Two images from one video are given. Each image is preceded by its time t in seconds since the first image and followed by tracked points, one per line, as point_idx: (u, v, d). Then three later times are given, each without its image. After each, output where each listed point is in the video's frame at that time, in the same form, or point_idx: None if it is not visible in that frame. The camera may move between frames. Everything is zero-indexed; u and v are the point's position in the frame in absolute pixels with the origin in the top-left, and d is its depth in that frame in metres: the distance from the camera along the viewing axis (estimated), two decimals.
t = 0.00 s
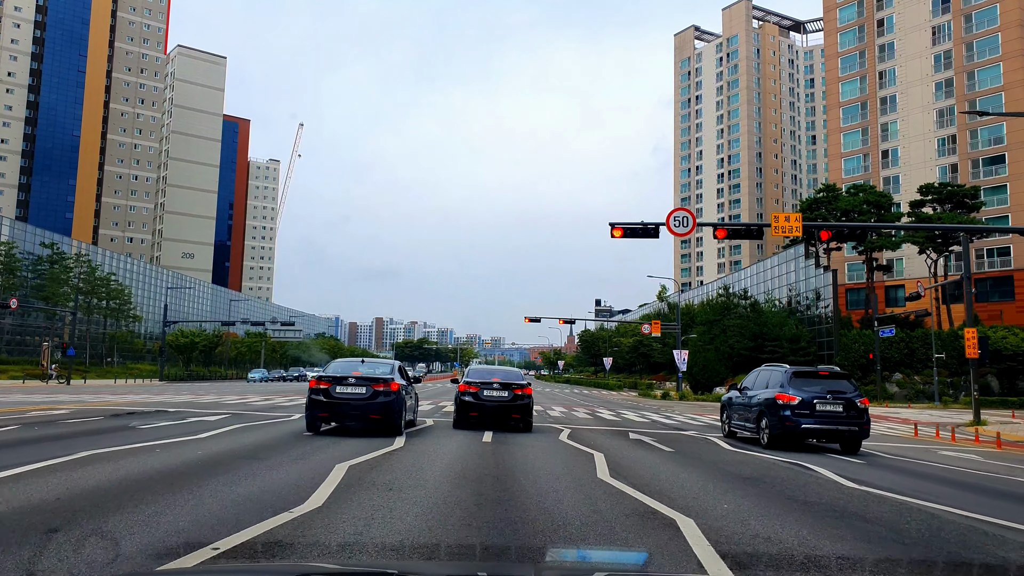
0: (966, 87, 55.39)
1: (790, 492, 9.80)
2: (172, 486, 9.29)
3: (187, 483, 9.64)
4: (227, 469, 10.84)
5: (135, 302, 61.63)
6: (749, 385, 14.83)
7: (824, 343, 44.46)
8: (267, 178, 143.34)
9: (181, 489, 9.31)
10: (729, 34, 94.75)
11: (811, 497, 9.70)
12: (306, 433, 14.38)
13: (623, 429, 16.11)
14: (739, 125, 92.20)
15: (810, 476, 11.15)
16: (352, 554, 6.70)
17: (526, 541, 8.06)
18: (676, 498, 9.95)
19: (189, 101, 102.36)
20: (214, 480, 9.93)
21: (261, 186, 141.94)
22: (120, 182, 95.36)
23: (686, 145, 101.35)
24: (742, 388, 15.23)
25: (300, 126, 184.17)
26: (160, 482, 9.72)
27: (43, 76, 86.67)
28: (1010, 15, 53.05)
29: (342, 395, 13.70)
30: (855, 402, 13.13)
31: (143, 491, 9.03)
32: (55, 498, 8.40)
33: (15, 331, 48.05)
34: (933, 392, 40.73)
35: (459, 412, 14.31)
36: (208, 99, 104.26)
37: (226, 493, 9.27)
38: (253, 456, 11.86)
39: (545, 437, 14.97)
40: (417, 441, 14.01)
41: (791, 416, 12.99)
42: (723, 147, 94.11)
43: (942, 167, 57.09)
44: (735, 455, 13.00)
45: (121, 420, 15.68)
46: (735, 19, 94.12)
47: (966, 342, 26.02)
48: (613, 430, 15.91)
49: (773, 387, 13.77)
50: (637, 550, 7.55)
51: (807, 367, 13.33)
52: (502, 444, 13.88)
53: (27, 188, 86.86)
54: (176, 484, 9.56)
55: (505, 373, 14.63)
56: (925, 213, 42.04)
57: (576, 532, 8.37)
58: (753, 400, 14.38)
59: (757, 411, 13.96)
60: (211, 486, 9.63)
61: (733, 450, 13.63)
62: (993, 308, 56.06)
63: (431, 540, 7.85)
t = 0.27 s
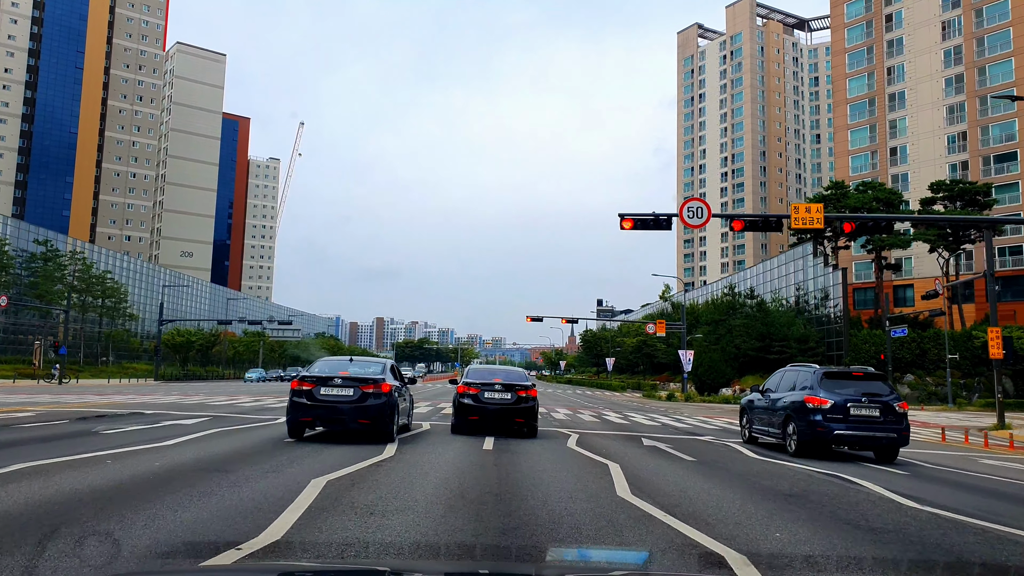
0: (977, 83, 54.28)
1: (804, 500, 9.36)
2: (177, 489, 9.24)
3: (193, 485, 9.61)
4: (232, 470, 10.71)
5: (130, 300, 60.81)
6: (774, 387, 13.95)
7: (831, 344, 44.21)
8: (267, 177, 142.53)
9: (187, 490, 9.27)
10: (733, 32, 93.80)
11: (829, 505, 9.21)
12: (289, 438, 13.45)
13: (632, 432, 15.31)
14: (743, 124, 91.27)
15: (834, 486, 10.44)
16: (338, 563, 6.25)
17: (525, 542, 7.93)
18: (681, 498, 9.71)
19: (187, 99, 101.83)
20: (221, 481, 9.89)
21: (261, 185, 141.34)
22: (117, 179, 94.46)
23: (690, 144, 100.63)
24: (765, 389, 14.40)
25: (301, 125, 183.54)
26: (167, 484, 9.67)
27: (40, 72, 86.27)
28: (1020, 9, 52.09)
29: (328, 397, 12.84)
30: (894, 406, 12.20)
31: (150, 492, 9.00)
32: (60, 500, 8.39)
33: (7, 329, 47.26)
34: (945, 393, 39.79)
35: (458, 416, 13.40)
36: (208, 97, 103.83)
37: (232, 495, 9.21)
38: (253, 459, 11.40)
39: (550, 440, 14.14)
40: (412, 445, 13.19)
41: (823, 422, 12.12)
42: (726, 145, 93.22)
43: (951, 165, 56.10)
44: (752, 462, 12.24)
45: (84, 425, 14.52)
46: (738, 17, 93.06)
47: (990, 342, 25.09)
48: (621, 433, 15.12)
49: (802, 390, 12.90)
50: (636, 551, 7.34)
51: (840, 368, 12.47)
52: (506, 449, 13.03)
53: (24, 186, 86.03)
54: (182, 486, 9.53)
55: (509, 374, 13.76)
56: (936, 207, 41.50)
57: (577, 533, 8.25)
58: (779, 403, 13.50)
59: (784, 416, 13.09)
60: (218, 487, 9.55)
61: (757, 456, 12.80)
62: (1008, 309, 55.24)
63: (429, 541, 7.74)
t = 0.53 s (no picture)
0: (988, 76, 53.57)
1: (843, 509, 8.53)
2: (183, 486, 8.85)
3: (200, 482, 9.21)
4: (237, 468, 10.21)
5: (126, 300, 59.90)
6: (804, 387, 13.10)
7: (840, 343, 43.42)
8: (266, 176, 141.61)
9: (194, 488, 8.89)
10: (736, 28, 92.79)
11: (867, 510, 8.47)
12: (267, 445, 12.12)
13: (644, 436, 14.35)
14: (747, 121, 90.29)
15: (875, 494, 9.54)
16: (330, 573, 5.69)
17: (537, 540, 7.45)
18: (700, 499, 9.16)
19: (185, 97, 101.04)
20: (228, 478, 9.48)
21: (261, 184, 140.52)
22: (114, 178, 92.96)
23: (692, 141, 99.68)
24: (791, 389, 13.51)
25: (301, 124, 183.26)
26: (173, 481, 9.28)
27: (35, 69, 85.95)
28: None
29: (309, 399, 11.43)
30: (942, 409, 11.32)
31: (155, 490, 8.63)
32: (62, 499, 8.03)
33: None
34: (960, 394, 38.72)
35: (457, 418, 12.49)
36: (205, 94, 102.99)
37: (240, 493, 8.82)
38: (249, 463, 10.62)
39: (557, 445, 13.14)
40: (408, 451, 12.18)
41: (861, 426, 11.24)
42: (730, 142, 92.28)
43: (963, 159, 55.31)
44: (780, 468, 11.32)
45: (35, 431, 13.16)
46: (741, 13, 92.11)
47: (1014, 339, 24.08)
48: (633, 437, 14.18)
49: (836, 390, 12.02)
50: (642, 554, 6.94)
51: (880, 367, 11.60)
52: (511, 455, 12.05)
53: (19, 185, 85.42)
54: (188, 483, 9.14)
55: (511, 374, 12.89)
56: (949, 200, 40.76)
57: (595, 532, 7.77)
58: (808, 406, 12.64)
59: (816, 419, 12.22)
60: (225, 484, 9.16)
61: (789, 463, 11.86)
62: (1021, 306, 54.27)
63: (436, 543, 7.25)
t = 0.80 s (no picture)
0: (997, 72, 52.95)
1: (872, 521, 7.84)
2: (183, 485, 8.50)
3: (200, 482, 8.87)
4: (234, 471, 9.79)
5: (121, 298, 59.15)
6: (835, 390, 12.36)
7: (848, 344, 42.67)
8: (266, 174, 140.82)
9: (193, 487, 8.56)
10: (739, 26, 91.95)
11: (903, 524, 7.79)
12: (241, 454, 11.02)
13: (656, 440, 13.50)
14: (750, 119, 89.46)
15: (912, 507, 8.78)
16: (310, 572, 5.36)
17: (542, 538, 7.20)
18: (711, 503, 8.81)
19: (184, 94, 100.28)
20: (229, 478, 9.15)
21: (260, 182, 139.77)
22: (112, 176, 92.01)
23: (695, 140, 98.92)
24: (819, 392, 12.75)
25: (301, 123, 182.23)
26: (173, 483, 8.93)
27: (33, 65, 84.97)
28: None
29: (291, 404, 10.33)
30: (992, 415, 10.53)
31: (155, 489, 8.30)
32: (53, 500, 7.61)
33: None
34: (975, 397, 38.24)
35: (455, 422, 11.75)
36: (204, 91, 102.28)
37: (242, 492, 8.48)
38: (235, 468, 9.90)
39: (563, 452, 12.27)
40: (401, 458, 11.29)
41: (903, 433, 10.46)
42: (733, 141, 91.42)
43: (972, 157, 54.48)
44: (805, 478, 10.52)
45: None
46: (745, 11, 91.36)
47: None
48: (643, 441, 13.35)
49: (872, 394, 11.26)
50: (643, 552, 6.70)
51: (924, 368, 10.88)
52: (514, 464, 11.15)
53: (17, 182, 85.23)
54: (188, 483, 8.80)
55: (514, 375, 12.17)
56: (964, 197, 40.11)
57: (601, 531, 7.53)
58: (841, 410, 11.87)
59: (851, 425, 11.46)
60: (225, 485, 8.82)
61: (824, 474, 11.05)
62: None
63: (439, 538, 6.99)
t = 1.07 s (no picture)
0: (1006, 66, 51.93)
1: (904, 534, 7.19)
2: (180, 490, 8.29)
3: (181, 493, 8.14)
4: (212, 483, 8.99)
5: (116, 299, 58.46)
6: (873, 390, 11.44)
7: (858, 342, 42.01)
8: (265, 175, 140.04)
9: (189, 492, 8.21)
10: (742, 23, 91.22)
11: (940, 537, 7.13)
12: (207, 466, 9.86)
13: (667, 445, 12.55)
14: (753, 117, 88.74)
15: (951, 519, 8.01)
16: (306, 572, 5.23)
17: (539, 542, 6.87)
18: (722, 505, 8.50)
19: (181, 94, 99.57)
20: (211, 489, 8.45)
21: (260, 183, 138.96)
22: (108, 176, 91.66)
23: (697, 138, 98.22)
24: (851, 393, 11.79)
25: (300, 123, 181.64)
26: (167, 486, 8.68)
27: (28, 64, 83.95)
28: None
29: (262, 411, 9.20)
30: None
31: (141, 499, 7.69)
32: (49, 502, 7.41)
33: None
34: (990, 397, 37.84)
35: (453, 428, 10.89)
36: (202, 90, 101.67)
37: (227, 505, 7.72)
38: (204, 479, 8.93)
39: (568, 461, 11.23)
40: (388, 471, 10.20)
41: (958, 442, 9.54)
42: (735, 139, 90.70)
43: (980, 152, 53.60)
44: (836, 488, 9.61)
45: None
46: (747, 7, 90.70)
47: None
48: (654, 446, 12.37)
49: (919, 397, 10.34)
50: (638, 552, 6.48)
51: (979, 368, 9.94)
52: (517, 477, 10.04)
53: (11, 182, 84.32)
54: (172, 493, 8.23)
55: (519, 376, 11.35)
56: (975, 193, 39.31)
57: (604, 535, 7.26)
58: (882, 412, 10.94)
59: (895, 430, 10.54)
60: (210, 495, 8.12)
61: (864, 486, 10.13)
62: None
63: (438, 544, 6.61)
